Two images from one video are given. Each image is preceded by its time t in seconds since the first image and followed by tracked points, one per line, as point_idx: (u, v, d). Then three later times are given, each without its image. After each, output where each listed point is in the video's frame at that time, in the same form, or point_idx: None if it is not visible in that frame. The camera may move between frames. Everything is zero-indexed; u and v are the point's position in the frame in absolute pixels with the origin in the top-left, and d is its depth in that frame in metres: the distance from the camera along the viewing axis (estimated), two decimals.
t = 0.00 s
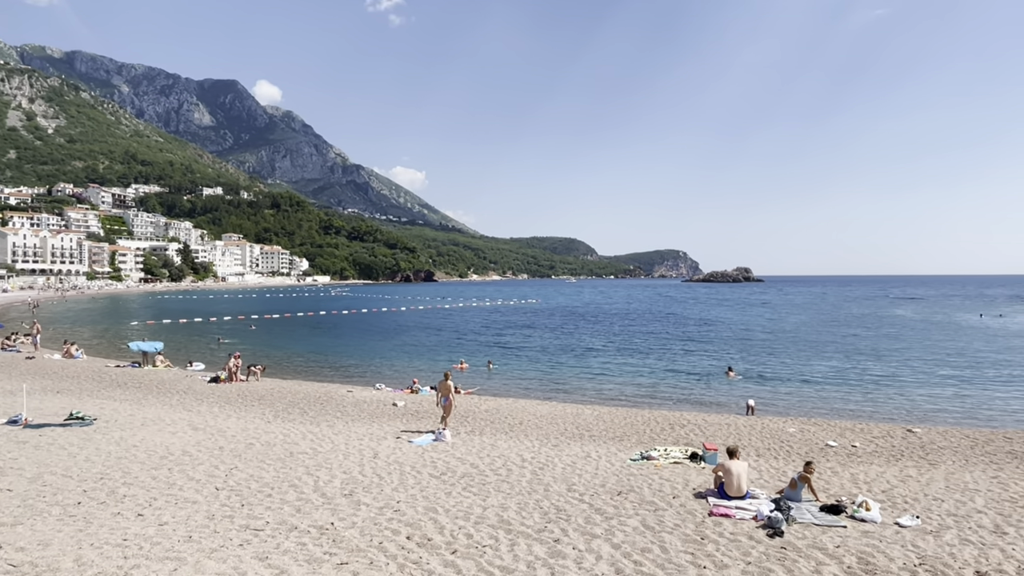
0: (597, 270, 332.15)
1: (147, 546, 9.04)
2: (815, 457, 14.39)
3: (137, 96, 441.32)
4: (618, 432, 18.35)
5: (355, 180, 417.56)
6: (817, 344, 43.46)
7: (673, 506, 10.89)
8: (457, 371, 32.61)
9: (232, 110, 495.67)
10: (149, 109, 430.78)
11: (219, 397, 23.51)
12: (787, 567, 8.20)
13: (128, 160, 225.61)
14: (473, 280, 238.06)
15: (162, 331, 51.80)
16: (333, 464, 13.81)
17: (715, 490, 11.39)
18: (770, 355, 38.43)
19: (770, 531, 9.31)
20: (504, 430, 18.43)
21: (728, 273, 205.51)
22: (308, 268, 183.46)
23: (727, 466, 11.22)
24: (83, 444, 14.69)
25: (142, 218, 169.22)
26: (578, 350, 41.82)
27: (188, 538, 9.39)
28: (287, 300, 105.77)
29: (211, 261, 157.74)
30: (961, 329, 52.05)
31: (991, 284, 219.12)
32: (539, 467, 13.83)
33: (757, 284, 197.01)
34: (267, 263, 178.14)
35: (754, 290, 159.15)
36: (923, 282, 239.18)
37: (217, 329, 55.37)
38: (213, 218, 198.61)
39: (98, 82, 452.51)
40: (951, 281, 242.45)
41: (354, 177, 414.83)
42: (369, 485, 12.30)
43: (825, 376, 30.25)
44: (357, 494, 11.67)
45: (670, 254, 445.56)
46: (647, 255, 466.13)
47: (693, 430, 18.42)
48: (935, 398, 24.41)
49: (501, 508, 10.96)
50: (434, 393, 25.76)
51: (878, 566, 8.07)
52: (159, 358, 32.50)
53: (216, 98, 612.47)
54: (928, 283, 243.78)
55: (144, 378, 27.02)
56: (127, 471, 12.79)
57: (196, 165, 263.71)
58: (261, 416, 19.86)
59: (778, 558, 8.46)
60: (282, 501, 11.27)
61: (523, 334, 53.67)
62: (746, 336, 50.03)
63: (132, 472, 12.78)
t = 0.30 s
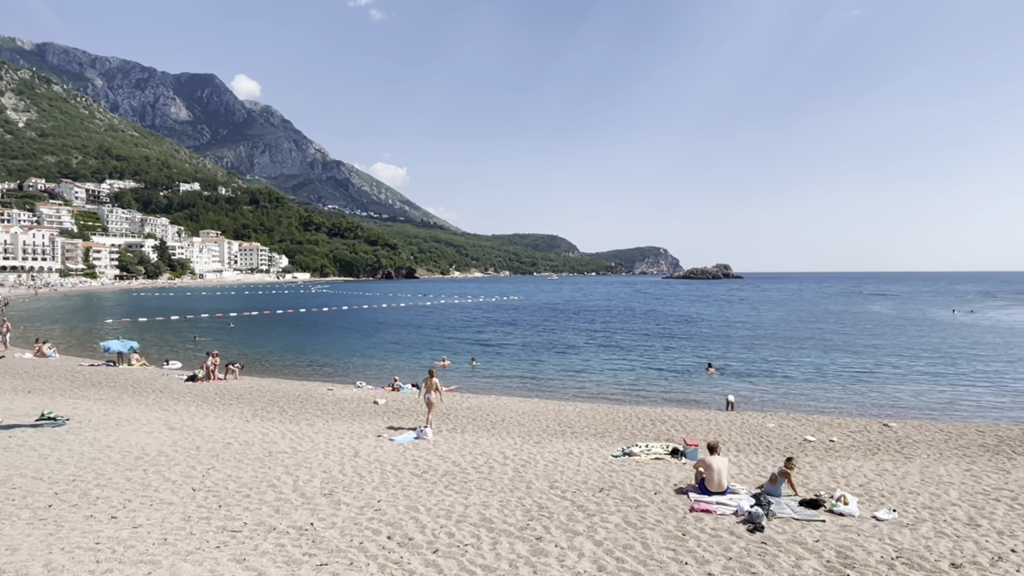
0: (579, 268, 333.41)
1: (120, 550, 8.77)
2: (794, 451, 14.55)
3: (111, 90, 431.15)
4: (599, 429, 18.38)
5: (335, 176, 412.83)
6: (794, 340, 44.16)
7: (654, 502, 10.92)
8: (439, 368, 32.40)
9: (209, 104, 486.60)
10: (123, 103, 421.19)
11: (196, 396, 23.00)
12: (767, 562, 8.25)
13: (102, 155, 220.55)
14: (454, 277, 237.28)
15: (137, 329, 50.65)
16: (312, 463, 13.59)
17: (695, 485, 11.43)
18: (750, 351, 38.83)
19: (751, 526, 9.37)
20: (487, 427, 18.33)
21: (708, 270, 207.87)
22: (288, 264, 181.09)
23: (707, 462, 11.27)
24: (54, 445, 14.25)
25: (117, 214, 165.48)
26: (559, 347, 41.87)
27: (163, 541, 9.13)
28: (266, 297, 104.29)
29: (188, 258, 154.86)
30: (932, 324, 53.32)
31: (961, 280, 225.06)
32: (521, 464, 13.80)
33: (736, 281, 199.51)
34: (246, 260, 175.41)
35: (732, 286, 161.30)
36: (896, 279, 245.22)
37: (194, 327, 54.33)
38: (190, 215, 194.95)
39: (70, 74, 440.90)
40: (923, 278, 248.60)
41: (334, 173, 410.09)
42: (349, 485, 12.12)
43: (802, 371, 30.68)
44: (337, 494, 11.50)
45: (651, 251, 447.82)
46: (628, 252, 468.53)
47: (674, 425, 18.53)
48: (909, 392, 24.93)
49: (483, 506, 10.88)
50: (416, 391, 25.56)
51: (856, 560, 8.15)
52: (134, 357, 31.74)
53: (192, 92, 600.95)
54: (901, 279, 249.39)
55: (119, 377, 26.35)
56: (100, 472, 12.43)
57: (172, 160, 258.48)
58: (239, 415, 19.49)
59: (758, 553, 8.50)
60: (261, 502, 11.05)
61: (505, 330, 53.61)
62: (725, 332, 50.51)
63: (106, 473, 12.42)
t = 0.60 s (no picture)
0: (560, 265, 334.32)
1: (92, 554, 8.50)
2: (772, 447, 14.73)
3: (83, 83, 420.53)
4: (581, 426, 18.40)
5: (315, 172, 407.98)
6: (772, 336, 44.79)
7: (636, 498, 10.95)
8: (421, 366, 32.20)
9: (185, 99, 477.41)
10: (96, 97, 411.18)
11: (172, 395, 22.51)
12: (747, 557, 8.31)
13: (74, 150, 215.24)
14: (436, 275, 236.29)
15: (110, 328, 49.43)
16: (292, 463, 13.36)
17: (677, 481, 11.48)
18: (729, 347, 39.27)
19: (731, 521, 9.43)
20: (469, 425, 18.25)
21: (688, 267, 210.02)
22: (267, 262, 179.00)
23: (688, 458, 11.33)
24: (23, 446, 13.81)
25: (90, 210, 161.73)
26: (541, 345, 41.89)
27: (138, 544, 8.87)
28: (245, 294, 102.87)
29: (164, 255, 151.94)
30: (905, 321, 54.52)
31: (932, 276, 230.65)
32: (503, 461, 13.74)
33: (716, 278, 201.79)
34: (223, 257, 172.63)
35: (711, 283, 163.21)
36: (869, 276, 250.59)
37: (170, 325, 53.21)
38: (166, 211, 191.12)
39: (40, 67, 429.14)
40: (897, 274, 254.00)
41: (313, 169, 405.33)
42: (329, 484, 11.94)
43: (780, 367, 31.10)
44: (317, 494, 11.30)
45: (632, 249, 450.39)
46: (609, 250, 470.29)
47: (655, 422, 18.64)
48: (882, 388, 25.47)
49: (464, 504, 10.81)
50: (398, 389, 25.33)
51: (834, 553, 8.26)
52: (108, 356, 30.97)
53: (168, 86, 589.38)
54: (875, 276, 254.67)
55: (93, 376, 25.75)
56: (72, 474, 12.06)
57: (148, 155, 253.18)
58: (217, 414, 19.11)
59: (738, 548, 8.57)
60: (238, 502, 10.82)
61: (486, 328, 53.49)
62: (705, 329, 50.99)
63: (77, 474, 12.05)
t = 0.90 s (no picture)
0: (541, 263, 335.04)
1: (63, 559, 8.23)
2: (750, 443, 14.91)
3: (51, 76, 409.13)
4: (562, 423, 18.43)
5: (292, 169, 402.46)
6: (749, 333, 45.47)
7: (616, 497, 10.97)
8: (401, 365, 31.96)
9: (158, 94, 467.47)
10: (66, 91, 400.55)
11: (148, 395, 22.00)
12: (727, 552, 8.39)
13: (43, 145, 209.35)
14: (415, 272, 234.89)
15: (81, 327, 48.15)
16: (270, 464, 13.12)
17: (656, 477, 11.56)
18: (707, 344, 39.69)
19: (710, 517, 9.52)
20: (450, 424, 18.13)
21: (667, 264, 212.07)
22: (243, 260, 174.59)
23: (668, 454, 11.40)
24: None
25: (61, 207, 158.25)
26: (521, 343, 41.84)
27: (111, 548, 8.64)
28: (221, 293, 100.95)
29: (138, 253, 148.91)
30: (877, 317, 55.82)
31: (902, 274, 236.48)
32: (484, 460, 13.69)
33: (694, 275, 204.03)
34: (199, 255, 169.69)
35: (689, 281, 164.78)
36: (842, 273, 255.40)
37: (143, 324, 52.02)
38: (139, 208, 186.81)
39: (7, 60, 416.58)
40: (868, 272, 259.93)
41: (291, 166, 399.70)
42: (308, 485, 11.77)
43: (757, 364, 31.54)
44: (295, 496, 11.10)
45: (612, 247, 452.66)
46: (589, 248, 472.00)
47: (635, 419, 18.73)
48: (855, 383, 25.99)
49: (445, 504, 10.74)
50: (378, 388, 25.07)
51: (812, 548, 8.37)
52: (80, 355, 30.12)
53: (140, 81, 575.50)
54: (848, 274, 260.26)
55: (63, 377, 25.05)
56: (41, 477, 11.70)
57: (121, 151, 247.32)
58: (193, 415, 18.72)
59: (717, 544, 8.64)
60: (216, 505, 10.58)
61: (466, 326, 53.29)
62: (684, 327, 51.44)
63: (46, 478, 11.70)
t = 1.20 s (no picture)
0: (520, 261, 335.35)
1: (33, 565, 7.99)
2: (727, 439, 15.12)
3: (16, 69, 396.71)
4: (541, 421, 18.48)
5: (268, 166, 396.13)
6: (724, 331, 46.21)
7: (596, 493, 11.04)
8: (380, 365, 31.71)
9: (129, 88, 456.06)
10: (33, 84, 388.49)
11: (120, 396, 21.44)
12: (705, 547, 8.50)
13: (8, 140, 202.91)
14: (394, 271, 233.25)
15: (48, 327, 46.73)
16: (247, 465, 12.90)
17: (636, 475, 11.65)
18: (684, 342, 40.16)
19: (688, 513, 9.65)
20: (430, 423, 18.04)
21: (645, 262, 214.20)
22: (219, 258, 171.06)
23: (646, 452, 11.50)
24: None
25: (30, 205, 155.04)
26: (501, 342, 41.81)
27: (83, 553, 8.40)
28: (196, 292, 98.80)
29: (109, 251, 145.94)
30: (848, 315, 57.21)
31: (871, 272, 242.78)
32: (464, 458, 13.65)
33: (671, 274, 206.31)
34: (172, 253, 166.67)
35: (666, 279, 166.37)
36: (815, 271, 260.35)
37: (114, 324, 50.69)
38: (109, 205, 182.33)
39: None
40: (838, 271, 266.36)
41: (267, 163, 393.38)
42: (286, 486, 11.59)
43: (733, 361, 32.04)
44: (273, 497, 10.94)
45: (591, 245, 454.86)
46: (568, 246, 473.46)
47: (614, 416, 18.89)
48: (827, 380, 26.60)
49: (426, 503, 10.68)
50: (356, 388, 24.83)
51: (787, 542, 8.53)
52: (49, 356, 29.24)
53: (110, 75, 560.45)
54: (820, 273, 266.32)
55: (32, 378, 24.38)
56: (7, 482, 11.32)
57: (90, 146, 240.79)
58: (167, 416, 18.31)
59: (696, 539, 8.76)
60: (192, 507, 10.39)
61: (445, 325, 53.08)
62: (662, 325, 52.01)
63: (13, 482, 11.31)
